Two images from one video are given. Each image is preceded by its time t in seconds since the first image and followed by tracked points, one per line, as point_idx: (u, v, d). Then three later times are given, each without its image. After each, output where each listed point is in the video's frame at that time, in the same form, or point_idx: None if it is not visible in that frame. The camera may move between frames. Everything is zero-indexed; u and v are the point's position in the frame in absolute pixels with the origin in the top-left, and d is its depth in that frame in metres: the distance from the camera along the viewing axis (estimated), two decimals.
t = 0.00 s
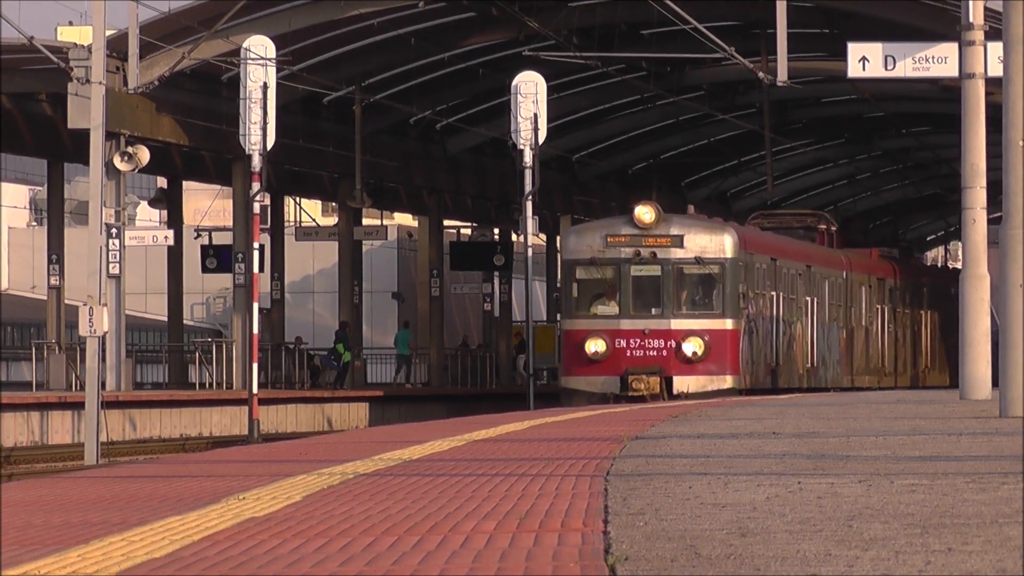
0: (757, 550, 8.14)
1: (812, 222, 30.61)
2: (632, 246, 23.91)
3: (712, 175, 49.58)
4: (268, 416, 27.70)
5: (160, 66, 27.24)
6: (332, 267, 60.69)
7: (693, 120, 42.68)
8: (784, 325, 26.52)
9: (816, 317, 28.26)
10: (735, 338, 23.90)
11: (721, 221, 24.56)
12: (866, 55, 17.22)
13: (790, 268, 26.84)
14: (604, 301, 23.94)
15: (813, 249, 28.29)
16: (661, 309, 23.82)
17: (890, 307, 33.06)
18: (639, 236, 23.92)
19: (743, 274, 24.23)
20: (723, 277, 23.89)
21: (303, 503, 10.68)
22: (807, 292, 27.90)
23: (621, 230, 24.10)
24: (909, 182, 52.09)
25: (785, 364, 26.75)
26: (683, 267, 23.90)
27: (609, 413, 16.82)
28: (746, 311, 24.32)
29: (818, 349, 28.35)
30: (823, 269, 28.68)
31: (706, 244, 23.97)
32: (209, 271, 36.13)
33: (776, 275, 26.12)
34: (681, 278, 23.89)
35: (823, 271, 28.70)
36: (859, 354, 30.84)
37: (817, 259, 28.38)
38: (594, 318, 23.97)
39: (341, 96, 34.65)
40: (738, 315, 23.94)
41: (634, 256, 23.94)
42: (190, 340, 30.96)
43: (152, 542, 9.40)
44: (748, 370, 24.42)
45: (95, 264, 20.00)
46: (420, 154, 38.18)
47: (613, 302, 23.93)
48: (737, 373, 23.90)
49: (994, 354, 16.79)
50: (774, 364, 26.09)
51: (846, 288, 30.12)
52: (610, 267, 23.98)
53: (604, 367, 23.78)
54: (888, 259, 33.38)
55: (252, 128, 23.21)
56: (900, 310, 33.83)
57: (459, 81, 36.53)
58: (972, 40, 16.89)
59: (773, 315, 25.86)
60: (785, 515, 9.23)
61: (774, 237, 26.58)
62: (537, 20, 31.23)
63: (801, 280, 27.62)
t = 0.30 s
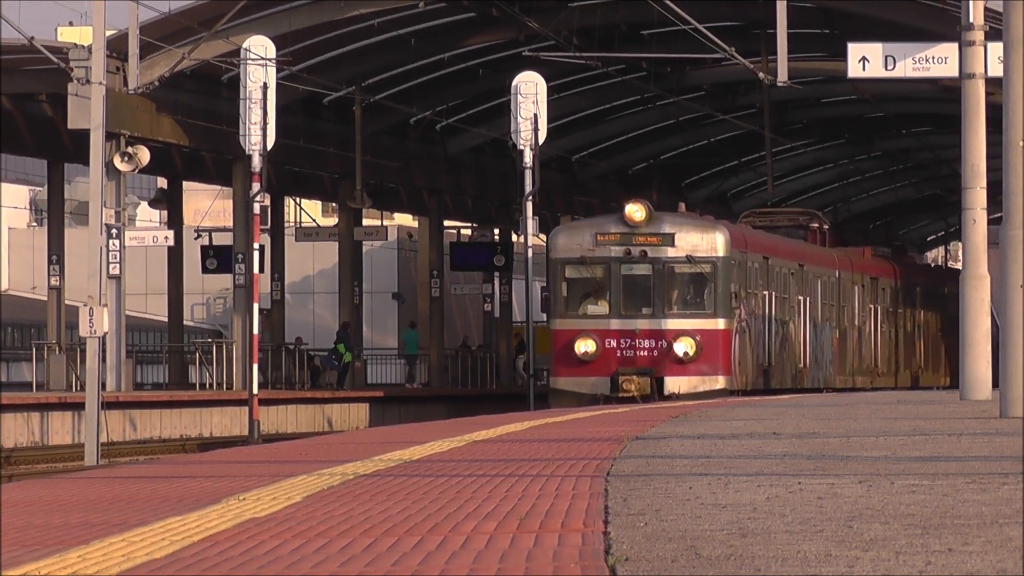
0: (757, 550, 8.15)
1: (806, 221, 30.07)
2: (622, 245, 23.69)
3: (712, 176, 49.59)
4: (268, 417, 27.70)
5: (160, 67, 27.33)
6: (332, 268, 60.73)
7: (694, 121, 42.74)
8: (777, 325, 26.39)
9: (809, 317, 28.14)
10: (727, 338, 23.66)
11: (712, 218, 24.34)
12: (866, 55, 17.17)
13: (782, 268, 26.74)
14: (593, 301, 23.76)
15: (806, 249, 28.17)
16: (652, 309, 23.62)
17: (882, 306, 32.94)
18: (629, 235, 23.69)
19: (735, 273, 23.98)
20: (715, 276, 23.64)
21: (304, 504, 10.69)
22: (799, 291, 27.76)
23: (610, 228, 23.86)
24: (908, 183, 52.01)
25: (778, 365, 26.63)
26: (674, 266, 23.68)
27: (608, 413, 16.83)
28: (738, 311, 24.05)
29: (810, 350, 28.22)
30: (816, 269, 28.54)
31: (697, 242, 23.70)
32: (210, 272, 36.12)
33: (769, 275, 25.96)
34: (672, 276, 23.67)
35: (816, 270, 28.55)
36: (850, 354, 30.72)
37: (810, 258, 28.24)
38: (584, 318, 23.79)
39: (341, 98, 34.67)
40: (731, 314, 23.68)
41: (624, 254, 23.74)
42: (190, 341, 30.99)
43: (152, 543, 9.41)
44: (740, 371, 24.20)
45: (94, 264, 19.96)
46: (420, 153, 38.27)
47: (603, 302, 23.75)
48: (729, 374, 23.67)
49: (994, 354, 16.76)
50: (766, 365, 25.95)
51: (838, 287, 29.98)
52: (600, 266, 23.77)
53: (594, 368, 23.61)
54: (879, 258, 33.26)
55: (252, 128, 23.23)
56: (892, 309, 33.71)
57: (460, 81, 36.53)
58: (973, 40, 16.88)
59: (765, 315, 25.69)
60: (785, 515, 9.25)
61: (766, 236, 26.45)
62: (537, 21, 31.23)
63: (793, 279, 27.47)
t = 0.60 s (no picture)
0: (756, 549, 8.19)
1: (795, 219, 30.34)
2: (612, 243, 23.64)
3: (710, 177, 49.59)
4: (267, 416, 27.71)
5: (159, 66, 27.29)
6: (333, 267, 61.15)
7: (692, 121, 42.69)
8: (768, 323, 26.31)
9: (800, 315, 28.06)
10: (718, 337, 23.60)
11: (702, 216, 24.31)
12: (864, 55, 17.14)
13: (773, 265, 26.75)
14: (582, 300, 23.74)
15: (797, 246, 28.14)
16: (642, 308, 23.56)
17: (874, 305, 32.85)
18: (619, 233, 23.65)
19: (726, 271, 23.93)
20: (705, 274, 23.60)
21: (304, 503, 10.72)
22: (790, 290, 27.73)
23: (600, 226, 23.84)
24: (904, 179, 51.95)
25: (768, 364, 26.55)
26: (664, 264, 23.63)
27: (608, 414, 16.83)
28: (728, 309, 24.02)
29: (802, 348, 28.20)
30: (807, 266, 28.48)
31: (688, 240, 23.67)
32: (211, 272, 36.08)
33: (759, 273, 25.93)
34: (662, 275, 23.62)
35: (807, 267, 28.54)
36: (842, 355, 30.63)
37: (801, 257, 28.21)
38: (573, 316, 23.78)
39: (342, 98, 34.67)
40: (721, 313, 23.65)
41: (614, 253, 23.68)
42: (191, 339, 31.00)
43: (152, 542, 9.45)
44: (731, 370, 24.13)
45: (95, 264, 19.95)
46: (419, 153, 38.28)
47: (592, 301, 23.72)
48: (720, 372, 23.60)
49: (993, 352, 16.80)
50: (758, 364, 25.87)
51: (829, 287, 29.79)
52: (589, 264, 23.74)
53: (583, 367, 23.60)
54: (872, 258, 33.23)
55: (252, 129, 23.22)
56: (884, 307, 33.64)
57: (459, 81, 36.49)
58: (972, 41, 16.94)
59: (756, 314, 25.64)
60: (784, 514, 9.29)
61: (758, 234, 26.43)
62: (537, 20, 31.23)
63: (784, 277, 27.45)
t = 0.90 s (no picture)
0: (747, 541, 8.58)
1: (778, 219, 30.58)
2: (597, 242, 23.71)
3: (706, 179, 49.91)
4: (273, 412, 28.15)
5: (172, 74, 27.98)
6: (338, 268, 62.64)
7: (686, 127, 43.10)
8: (751, 322, 26.55)
9: (781, 315, 28.31)
10: (702, 335, 23.65)
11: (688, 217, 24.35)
12: (851, 63, 17.15)
13: (756, 265, 26.94)
14: (568, 299, 23.82)
15: (779, 246, 28.38)
16: (627, 307, 23.66)
17: (854, 304, 33.13)
18: (605, 233, 23.71)
19: (711, 270, 23.97)
20: (689, 274, 23.65)
21: (311, 495, 11.11)
22: (773, 290, 27.98)
23: (587, 226, 23.91)
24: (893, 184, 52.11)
25: (751, 362, 26.82)
26: (649, 264, 23.71)
27: (607, 409, 17.15)
28: (712, 309, 23.98)
29: (784, 346, 28.44)
30: (788, 266, 28.72)
31: (672, 240, 23.73)
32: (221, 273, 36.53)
33: (742, 272, 26.05)
34: (647, 274, 23.69)
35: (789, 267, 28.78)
36: (822, 352, 30.90)
37: (782, 257, 28.42)
38: (559, 315, 23.85)
39: (347, 105, 35.11)
40: (706, 312, 23.69)
41: (600, 252, 23.76)
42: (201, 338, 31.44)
43: (165, 533, 9.83)
44: (716, 368, 24.16)
45: (110, 263, 20.38)
46: (421, 158, 38.79)
47: (578, 299, 23.80)
48: (705, 370, 23.64)
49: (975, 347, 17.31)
50: (740, 362, 26.09)
51: (809, 286, 30.14)
52: (576, 264, 23.83)
53: (570, 365, 23.70)
54: (856, 259, 33.76)
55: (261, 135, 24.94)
56: (864, 307, 33.94)
57: (460, 89, 36.91)
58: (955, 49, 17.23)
59: (739, 312, 25.86)
60: (774, 507, 9.67)
61: (741, 234, 26.56)
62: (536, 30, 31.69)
63: (767, 277, 27.69)
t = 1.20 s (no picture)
0: (741, 533, 8.94)
1: (763, 221, 30.64)
2: (586, 243, 24.04)
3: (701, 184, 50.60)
4: (283, 410, 28.57)
5: (185, 83, 28.72)
6: (345, 271, 64.97)
7: (683, 134, 43.49)
8: (738, 321, 26.92)
9: (767, 314, 28.73)
10: (690, 334, 23.97)
11: (675, 218, 24.68)
12: (842, 71, 16.92)
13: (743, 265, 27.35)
14: (558, 298, 24.10)
15: (766, 248, 28.79)
16: (616, 306, 23.95)
17: (837, 304, 33.48)
18: (594, 233, 24.04)
19: (698, 271, 24.35)
20: (677, 273, 24.00)
21: (319, 490, 11.47)
22: (759, 290, 28.35)
23: (576, 227, 24.24)
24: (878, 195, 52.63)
25: (738, 360, 27.18)
26: (638, 264, 24.01)
27: (609, 406, 17.54)
28: (700, 308, 24.39)
29: (768, 345, 28.77)
30: (774, 265, 29.14)
31: (660, 240, 24.09)
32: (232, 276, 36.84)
33: (728, 271, 26.41)
34: (635, 273, 24.00)
35: (774, 266, 29.16)
36: (806, 350, 31.29)
37: (769, 256, 28.85)
38: (549, 315, 24.14)
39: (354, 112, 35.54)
40: (693, 311, 24.02)
41: (589, 252, 24.09)
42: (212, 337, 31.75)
43: (178, 527, 10.19)
44: (703, 366, 24.50)
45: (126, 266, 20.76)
46: (427, 164, 39.40)
47: (568, 299, 24.08)
48: (693, 369, 23.95)
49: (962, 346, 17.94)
50: (727, 361, 26.43)
51: (794, 286, 30.49)
52: (566, 264, 24.14)
53: (559, 363, 23.97)
54: (843, 259, 34.20)
55: (270, 142, 25.20)
56: (847, 306, 34.21)
57: (462, 97, 37.41)
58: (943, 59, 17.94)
59: (726, 311, 26.22)
60: (768, 501, 10.04)
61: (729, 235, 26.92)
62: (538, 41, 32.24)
63: (753, 277, 28.05)
